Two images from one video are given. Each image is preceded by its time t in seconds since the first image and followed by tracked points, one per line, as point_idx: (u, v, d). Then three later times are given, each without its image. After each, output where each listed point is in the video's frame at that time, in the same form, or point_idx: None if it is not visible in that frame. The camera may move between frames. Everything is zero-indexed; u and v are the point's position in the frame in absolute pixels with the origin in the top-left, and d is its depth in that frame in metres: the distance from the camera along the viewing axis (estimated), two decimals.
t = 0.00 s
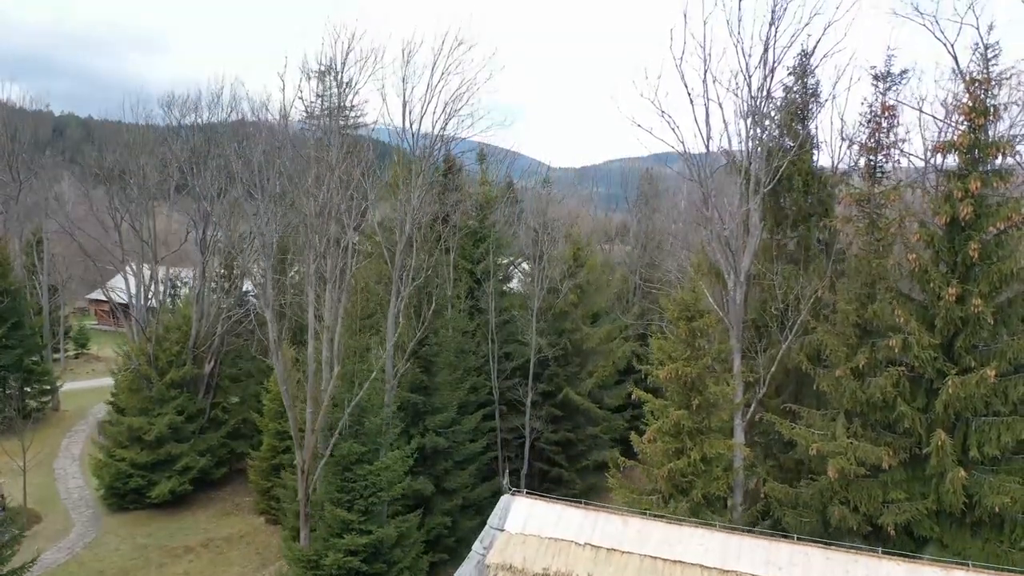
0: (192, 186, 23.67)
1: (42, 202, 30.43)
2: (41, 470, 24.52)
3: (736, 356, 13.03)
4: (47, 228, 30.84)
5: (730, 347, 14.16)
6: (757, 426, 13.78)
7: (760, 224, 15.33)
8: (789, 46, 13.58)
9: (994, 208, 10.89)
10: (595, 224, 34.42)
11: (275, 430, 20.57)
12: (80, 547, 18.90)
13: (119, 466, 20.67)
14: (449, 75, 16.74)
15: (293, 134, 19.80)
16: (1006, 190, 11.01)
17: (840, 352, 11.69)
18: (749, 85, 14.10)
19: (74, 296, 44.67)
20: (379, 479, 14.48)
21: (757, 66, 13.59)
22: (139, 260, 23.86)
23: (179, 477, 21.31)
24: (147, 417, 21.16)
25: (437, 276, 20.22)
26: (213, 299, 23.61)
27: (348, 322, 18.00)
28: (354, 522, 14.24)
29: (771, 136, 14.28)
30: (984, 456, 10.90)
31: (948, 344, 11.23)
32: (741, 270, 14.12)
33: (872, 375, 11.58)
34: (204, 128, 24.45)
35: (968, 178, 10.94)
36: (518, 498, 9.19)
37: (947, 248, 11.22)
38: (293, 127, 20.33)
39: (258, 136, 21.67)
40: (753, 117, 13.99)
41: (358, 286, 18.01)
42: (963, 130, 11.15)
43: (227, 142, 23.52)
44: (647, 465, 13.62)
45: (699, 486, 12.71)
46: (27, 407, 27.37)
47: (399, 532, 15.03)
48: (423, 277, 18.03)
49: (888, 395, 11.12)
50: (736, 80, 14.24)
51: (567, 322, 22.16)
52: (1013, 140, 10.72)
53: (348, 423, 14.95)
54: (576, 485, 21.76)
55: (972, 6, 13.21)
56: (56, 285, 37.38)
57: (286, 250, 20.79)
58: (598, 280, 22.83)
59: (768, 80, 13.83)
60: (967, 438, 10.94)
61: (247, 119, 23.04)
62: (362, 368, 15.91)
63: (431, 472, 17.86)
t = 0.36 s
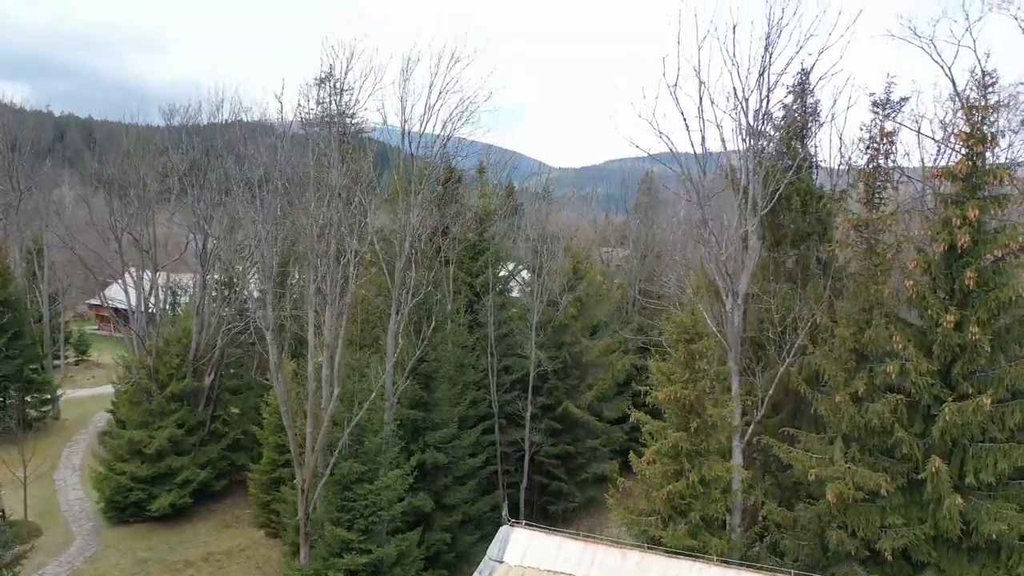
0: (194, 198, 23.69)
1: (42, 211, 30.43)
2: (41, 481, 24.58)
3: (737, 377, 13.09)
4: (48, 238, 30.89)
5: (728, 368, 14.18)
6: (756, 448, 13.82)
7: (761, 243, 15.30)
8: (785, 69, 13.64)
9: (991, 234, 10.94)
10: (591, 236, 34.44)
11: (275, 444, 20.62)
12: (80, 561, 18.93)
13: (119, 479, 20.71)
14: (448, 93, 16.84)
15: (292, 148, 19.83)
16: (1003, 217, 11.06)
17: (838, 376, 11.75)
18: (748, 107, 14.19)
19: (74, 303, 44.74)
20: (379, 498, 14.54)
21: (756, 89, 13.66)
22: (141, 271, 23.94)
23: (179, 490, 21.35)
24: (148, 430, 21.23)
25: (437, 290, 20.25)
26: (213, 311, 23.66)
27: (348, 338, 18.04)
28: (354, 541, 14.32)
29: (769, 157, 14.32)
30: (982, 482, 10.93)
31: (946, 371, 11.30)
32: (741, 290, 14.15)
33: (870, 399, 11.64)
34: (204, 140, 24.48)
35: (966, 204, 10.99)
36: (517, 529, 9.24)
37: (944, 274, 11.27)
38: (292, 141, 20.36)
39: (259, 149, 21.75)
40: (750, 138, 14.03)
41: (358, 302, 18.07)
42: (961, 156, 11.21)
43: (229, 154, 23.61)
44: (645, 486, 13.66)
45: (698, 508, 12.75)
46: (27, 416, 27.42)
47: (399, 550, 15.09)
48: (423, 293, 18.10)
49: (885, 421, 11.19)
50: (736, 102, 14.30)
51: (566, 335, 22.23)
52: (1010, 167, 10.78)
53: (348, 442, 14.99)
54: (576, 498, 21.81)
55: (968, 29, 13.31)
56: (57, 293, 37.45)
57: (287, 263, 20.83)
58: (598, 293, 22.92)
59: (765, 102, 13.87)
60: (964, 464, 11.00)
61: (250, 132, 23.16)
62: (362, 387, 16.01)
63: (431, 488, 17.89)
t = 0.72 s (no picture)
0: (195, 210, 23.72)
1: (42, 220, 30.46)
2: (42, 492, 24.65)
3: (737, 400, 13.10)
4: (48, 247, 30.93)
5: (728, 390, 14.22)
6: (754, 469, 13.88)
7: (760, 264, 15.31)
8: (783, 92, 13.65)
9: (989, 262, 10.97)
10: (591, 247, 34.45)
11: (275, 458, 20.66)
12: None
13: (120, 493, 20.76)
14: (446, 110, 16.77)
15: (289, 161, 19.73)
16: (1001, 244, 11.09)
17: (836, 402, 11.79)
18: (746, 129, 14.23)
19: (75, 309, 44.85)
20: (379, 518, 14.78)
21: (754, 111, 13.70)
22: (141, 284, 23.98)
23: (180, 504, 21.41)
24: (148, 444, 21.30)
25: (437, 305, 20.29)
26: (213, 324, 23.70)
27: (348, 355, 18.09)
28: (353, 561, 14.49)
29: (769, 179, 14.34)
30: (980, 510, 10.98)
31: (944, 398, 11.35)
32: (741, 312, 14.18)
33: (868, 426, 11.70)
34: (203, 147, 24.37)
35: (963, 233, 11.02)
36: (516, 560, 9.30)
37: (942, 301, 11.31)
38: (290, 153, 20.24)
39: (259, 163, 21.77)
40: (749, 160, 14.06)
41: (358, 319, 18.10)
42: (959, 184, 11.23)
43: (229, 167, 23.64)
44: (644, 507, 13.71)
45: (697, 531, 12.81)
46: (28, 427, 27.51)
47: (399, 569, 15.22)
48: (422, 309, 18.14)
49: (883, 447, 11.24)
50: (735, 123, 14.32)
51: (566, 348, 22.28)
52: (1007, 196, 10.79)
53: (348, 462, 15.07)
54: (575, 511, 21.88)
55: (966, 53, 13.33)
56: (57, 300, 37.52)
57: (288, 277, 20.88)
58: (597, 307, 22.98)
59: (763, 124, 13.83)
60: (961, 490, 11.05)
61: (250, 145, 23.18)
62: (362, 406, 16.10)
63: (431, 504, 17.95)
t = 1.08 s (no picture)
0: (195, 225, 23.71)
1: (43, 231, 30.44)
2: (43, 506, 24.70)
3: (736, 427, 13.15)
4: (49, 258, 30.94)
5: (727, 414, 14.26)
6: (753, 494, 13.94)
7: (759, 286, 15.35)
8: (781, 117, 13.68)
9: (986, 294, 11.03)
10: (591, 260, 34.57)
11: (275, 475, 20.71)
12: None
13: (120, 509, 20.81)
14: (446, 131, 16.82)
15: (290, 179, 19.74)
16: (997, 276, 11.15)
17: (835, 431, 11.84)
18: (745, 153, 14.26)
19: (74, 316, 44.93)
20: (379, 541, 14.91)
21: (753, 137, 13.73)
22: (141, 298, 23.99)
23: (180, 519, 21.47)
24: (149, 459, 21.37)
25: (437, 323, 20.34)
26: (213, 338, 23.74)
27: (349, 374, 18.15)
28: None
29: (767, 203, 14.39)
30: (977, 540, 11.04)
31: (941, 428, 11.41)
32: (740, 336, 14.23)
33: (866, 455, 11.76)
34: (203, 158, 24.29)
35: (960, 265, 11.07)
36: None
37: (939, 332, 11.37)
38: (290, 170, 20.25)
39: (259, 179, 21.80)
40: (749, 185, 14.10)
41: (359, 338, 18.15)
42: (956, 216, 11.28)
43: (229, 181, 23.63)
44: (644, 532, 13.76)
45: (696, 557, 12.86)
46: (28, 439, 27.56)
47: None
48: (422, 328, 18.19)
49: (881, 478, 11.31)
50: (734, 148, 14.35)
51: (565, 364, 22.33)
52: (1003, 229, 10.86)
53: (348, 485, 15.14)
54: (575, 526, 21.94)
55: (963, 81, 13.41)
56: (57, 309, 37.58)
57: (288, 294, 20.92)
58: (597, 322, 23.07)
59: (762, 150, 13.86)
60: (958, 521, 11.10)
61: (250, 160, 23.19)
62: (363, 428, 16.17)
63: (431, 522, 18.02)
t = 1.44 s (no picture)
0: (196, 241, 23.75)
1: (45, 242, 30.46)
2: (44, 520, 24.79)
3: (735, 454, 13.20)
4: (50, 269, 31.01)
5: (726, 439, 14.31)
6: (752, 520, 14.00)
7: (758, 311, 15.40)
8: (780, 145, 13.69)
9: (983, 328, 11.06)
10: (591, 272, 34.63)
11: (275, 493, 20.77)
12: None
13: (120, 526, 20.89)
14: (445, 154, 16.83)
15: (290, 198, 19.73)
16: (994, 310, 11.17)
17: (833, 463, 11.90)
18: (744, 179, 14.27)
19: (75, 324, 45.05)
20: (378, 565, 14.97)
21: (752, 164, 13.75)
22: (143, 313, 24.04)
23: (180, 536, 21.56)
24: (149, 476, 21.46)
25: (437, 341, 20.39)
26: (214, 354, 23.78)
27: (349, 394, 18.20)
28: None
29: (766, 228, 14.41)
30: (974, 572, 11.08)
31: (939, 460, 11.46)
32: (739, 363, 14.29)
33: (863, 486, 11.81)
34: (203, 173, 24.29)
35: (958, 298, 11.09)
36: None
37: (937, 365, 11.40)
38: (290, 189, 20.26)
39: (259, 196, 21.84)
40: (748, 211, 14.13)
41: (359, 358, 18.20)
42: (953, 249, 11.30)
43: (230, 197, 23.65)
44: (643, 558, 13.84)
45: None
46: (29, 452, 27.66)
47: None
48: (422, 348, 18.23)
49: (878, 510, 11.36)
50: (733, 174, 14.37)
51: (564, 380, 22.37)
52: (1001, 263, 10.87)
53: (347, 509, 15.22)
54: (575, 543, 22.00)
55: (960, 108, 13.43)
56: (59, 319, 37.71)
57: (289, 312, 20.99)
58: (597, 339, 23.16)
59: (761, 176, 13.86)
60: (956, 553, 11.14)
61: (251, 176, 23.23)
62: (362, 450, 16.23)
63: (430, 543, 18.09)
